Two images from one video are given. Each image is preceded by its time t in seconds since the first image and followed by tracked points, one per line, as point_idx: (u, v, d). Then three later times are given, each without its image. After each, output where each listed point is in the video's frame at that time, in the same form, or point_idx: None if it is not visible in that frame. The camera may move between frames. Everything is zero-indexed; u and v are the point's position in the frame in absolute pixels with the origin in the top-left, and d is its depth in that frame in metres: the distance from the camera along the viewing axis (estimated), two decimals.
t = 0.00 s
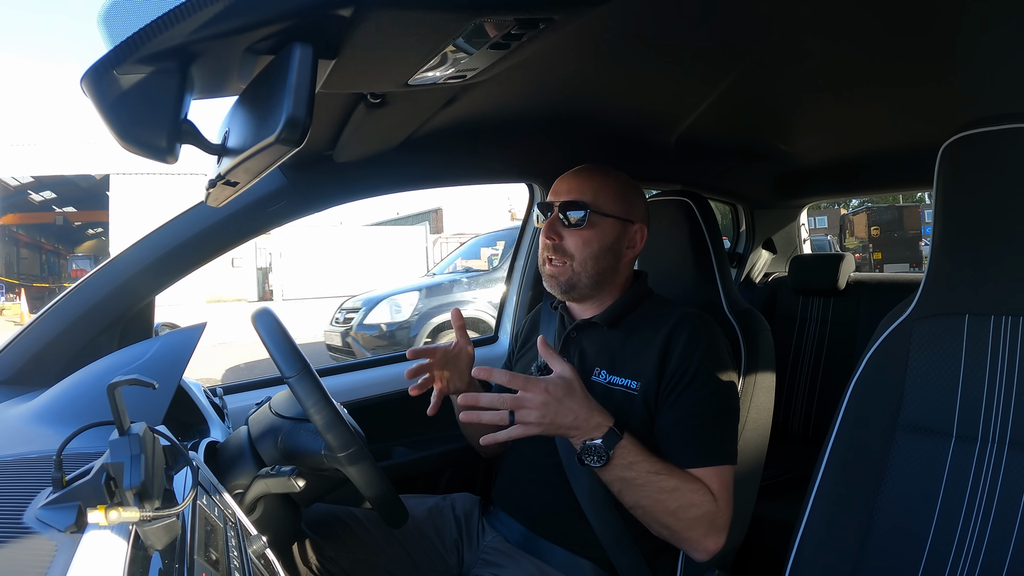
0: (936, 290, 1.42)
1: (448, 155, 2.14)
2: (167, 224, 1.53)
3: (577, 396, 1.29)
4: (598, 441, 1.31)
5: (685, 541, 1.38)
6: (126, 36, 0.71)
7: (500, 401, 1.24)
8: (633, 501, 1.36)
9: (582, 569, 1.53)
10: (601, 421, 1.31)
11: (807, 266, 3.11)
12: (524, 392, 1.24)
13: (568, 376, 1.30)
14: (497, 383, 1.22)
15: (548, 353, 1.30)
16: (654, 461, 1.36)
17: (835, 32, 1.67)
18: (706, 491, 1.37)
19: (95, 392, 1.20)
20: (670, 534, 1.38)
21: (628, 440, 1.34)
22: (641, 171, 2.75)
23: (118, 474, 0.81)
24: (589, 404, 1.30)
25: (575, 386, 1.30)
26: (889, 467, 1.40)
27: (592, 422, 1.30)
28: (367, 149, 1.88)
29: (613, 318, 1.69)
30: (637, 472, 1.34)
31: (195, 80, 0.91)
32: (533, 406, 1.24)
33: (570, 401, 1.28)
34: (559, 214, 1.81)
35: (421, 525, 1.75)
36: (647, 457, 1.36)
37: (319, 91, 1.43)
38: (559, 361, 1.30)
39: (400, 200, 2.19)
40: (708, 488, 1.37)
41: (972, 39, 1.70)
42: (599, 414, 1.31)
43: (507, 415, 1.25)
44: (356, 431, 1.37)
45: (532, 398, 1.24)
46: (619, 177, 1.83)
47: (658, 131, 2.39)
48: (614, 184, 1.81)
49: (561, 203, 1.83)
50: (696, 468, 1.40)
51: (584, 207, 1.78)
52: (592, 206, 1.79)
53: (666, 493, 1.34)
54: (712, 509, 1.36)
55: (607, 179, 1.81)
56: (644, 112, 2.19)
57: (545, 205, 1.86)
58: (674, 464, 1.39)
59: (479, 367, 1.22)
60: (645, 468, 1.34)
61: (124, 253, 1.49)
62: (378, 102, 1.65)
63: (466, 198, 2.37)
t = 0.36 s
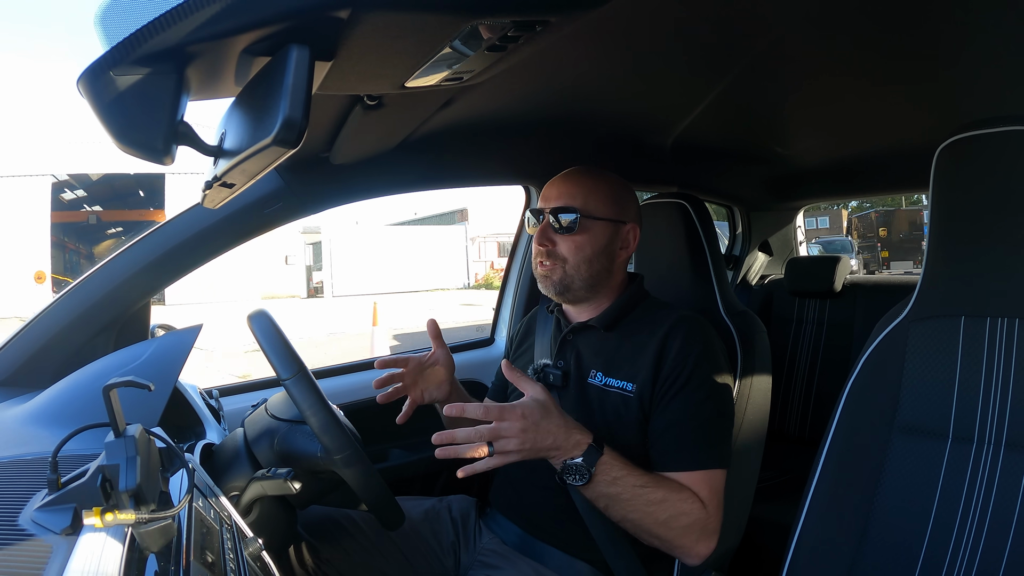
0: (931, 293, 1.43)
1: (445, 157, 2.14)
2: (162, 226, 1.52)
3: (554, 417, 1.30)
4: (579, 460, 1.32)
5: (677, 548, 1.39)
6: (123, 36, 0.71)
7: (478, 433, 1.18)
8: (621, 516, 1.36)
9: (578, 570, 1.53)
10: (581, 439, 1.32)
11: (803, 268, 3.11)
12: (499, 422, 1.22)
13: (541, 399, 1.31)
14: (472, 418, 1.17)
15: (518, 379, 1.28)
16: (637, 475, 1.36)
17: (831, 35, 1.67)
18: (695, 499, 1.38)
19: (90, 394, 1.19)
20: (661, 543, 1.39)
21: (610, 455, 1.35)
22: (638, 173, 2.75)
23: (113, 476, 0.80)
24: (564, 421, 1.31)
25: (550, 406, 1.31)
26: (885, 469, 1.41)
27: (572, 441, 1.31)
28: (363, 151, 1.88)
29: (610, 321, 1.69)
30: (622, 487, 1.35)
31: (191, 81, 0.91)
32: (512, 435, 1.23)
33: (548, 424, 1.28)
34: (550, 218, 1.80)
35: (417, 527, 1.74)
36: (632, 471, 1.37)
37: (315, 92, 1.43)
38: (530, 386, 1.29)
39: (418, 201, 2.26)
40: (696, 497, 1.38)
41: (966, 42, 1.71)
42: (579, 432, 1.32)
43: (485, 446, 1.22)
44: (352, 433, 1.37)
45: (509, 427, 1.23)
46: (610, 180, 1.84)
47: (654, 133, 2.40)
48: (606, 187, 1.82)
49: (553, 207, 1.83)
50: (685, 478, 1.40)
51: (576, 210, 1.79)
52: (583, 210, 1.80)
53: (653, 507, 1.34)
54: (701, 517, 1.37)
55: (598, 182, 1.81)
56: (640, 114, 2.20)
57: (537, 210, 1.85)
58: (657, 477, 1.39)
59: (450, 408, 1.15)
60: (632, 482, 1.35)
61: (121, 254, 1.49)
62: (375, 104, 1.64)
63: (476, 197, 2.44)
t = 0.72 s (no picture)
0: (928, 294, 1.43)
1: (443, 159, 2.13)
2: (160, 227, 1.52)
3: (488, 455, 1.24)
4: (527, 496, 1.31)
5: (649, 563, 1.35)
6: (121, 37, 0.71)
7: (413, 488, 1.15)
8: (585, 543, 1.35)
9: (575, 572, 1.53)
10: (523, 474, 1.32)
11: (800, 270, 3.12)
12: (434, 473, 1.18)
13: (472, 439, 1.24)
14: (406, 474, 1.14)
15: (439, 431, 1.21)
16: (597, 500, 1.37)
17: (829, 37, 1.68)
18: (661, 511, 1.37)
19: (86, 395, 1.19)
20: (635, 562, 1.37)
21: (558, 484, 1.37)
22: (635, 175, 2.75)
23: (110, 478, 0.79)
24: (500, 456, 1.27)
25: (484, 444, 1.25)
26: (883, 470, 1.41)
27: (514, 477, 1.29)
28: (360, 153, 1.88)
29: (604, 326, 1.69)
30: (581, 515, 1.35)
31: (188, 81, 0.91)
32: (451, 485, 1.19)
33: (487, 463, 1.24)
34: (547, 220, 1.80)
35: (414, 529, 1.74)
36: (586, 497, 1.38)
37: (314, 93, 1.43)
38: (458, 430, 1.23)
39: (437, 201, 2.35)
40: (663, 509, 1.38)
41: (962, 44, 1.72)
42: (520, 469, 1.32)
43: (427, 502, 1.17)
44: (349, 435, 1.37)
45: (447, 477, 1.18)
46: (606, 182, 1.84)
47: (652, 135, 2.40)
48: (602, 189, 1.82)
49: (550, 208, 1.83)
50: (650, 489, 1.42)
51: (572, 213, 1.78)
52: (580, 212, 1.79)
53: (615, 524, 1.34)
54: (669, 527, 1.35)
55: (595, 184, 1.81)
56: (638, 116, 2.20)
57: (534, 211, 1.85)
58: (622, 498, 1.39)
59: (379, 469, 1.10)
60: (588, 508, 1.36)
61: (117, 255, 1.48)
62: (373, 106, 1.64)
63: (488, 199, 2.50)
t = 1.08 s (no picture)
0: (925, 293, 1.43)
1: (440, 158, 2.13)
2: (156, 227, 1.52)
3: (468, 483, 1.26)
4: (503, 519, 1.32)
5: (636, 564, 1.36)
6: (116, 38, 0.70)
7: (391, 519, 1.17)
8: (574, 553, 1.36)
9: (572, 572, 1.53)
10: (500, 498, 1.32)
11: (797, 269, 3.13)
12: (416, 503, 1.18)
13: (451, 467, 1.26)
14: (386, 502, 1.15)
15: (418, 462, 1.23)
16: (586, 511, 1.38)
17: (826, 36, 1.68)
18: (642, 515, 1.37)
19: (83, 396, 1.18)
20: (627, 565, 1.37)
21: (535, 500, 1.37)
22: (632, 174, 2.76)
23: (107, 477, 0.79)
24: (477, 482, 1.29)
25: (461, 473, 1.26)
26: (880, 469, 1.41)
27: (490, 501, 1.30)
28: (357, 152, 1.88)
29: (602, 325, 1.69)
30: (559, 532, 1.35)
31: (184, 81, 0.91)
32: (430, 515, 1.20)
33: (465, 492, 1.25)
34: (544, 224, 1.80)
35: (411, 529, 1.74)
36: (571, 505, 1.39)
37: (311, 93, 1.43)
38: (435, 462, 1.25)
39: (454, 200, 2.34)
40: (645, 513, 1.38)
41: (957, 44, 1.72)
42: (497, 490, 1.32)
43: (404, 530, 1.19)
44: (349, 439, 1.36)
45: (426, 507, 1.19)
46: (603, 181, 1.82)
47: (650, 134, 2.40)
48: (598, 189, 1.81)
49: (546, 212, 1.82)
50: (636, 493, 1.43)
51: (569, 216, 1.78)
52: (576, 215, 1.79)
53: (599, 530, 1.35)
54: (652, 530, 1.36)
55: (590, 185, 1.80)
56: (635, 115, 2.20)
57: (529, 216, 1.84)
58: (602, 508, 1.40)
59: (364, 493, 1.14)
60: (566, 523, 1.35)
61: (112, 256, 1.48)
62: (369, 105, 1.63)
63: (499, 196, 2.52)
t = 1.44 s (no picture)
0: (917, 294, 1.44)
1: (433, 160, 2.13)
2: (149, 227, 1.52)
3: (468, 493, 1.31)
4: (498, 527, 1.36)
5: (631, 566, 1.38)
6: (109, 37, 0.70)
7: (401, 525, 1.20)
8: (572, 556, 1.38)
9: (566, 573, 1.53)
10: (494, 507, 1.36)
11: (789, 270, 3.14)
12: (422, 511, 1.22)
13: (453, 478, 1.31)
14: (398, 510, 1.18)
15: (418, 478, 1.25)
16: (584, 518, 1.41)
17: (819, 39, 1.69)
18: (636, 520, 1.39)
19: (75, 397, 1.17)
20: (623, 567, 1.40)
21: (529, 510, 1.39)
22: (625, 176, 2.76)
23: (99, 480, 0.79)
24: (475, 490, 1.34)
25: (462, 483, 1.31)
26: (872, 470, 1.42)
27: (485, 510, 1.35)
28: (350, 153, 1.87)
29: (595, 331, 1.69)
30: (551, 538, 1.38)
31: (178, 81, 0.90)
32: (435, 523, 1.23)
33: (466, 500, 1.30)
34: (523, 234, 1.79)
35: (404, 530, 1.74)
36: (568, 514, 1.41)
37: (304, 94, 1.42)
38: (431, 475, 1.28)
39: (471, 200, 2.40)
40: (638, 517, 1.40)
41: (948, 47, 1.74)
42: (489, 501, 1.36)
43: (410, 536, 1.22)
44: (343, 441, 1.36)
45: (432, 515, 1.23)
46: (580, 189, 1.82)
47: (643, 136, 2.41)
48: (579, 197, 1.81)
49: (525, 221, 1.82)
50: (632, 496, 1.45)
51: (549, 226, 1.78)
52: (557, 225, 1.79)
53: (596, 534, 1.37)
54: (644, 534, 1.38)
55: (569, 194, 1.80)
56: (629, 117, 2.21)
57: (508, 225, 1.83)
58: (595, 514, 1.42)
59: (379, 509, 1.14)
60: (558, 530, 1.38)
61: (107, 255, 1.48)
62: (363, 106, 1.63)
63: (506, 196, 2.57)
